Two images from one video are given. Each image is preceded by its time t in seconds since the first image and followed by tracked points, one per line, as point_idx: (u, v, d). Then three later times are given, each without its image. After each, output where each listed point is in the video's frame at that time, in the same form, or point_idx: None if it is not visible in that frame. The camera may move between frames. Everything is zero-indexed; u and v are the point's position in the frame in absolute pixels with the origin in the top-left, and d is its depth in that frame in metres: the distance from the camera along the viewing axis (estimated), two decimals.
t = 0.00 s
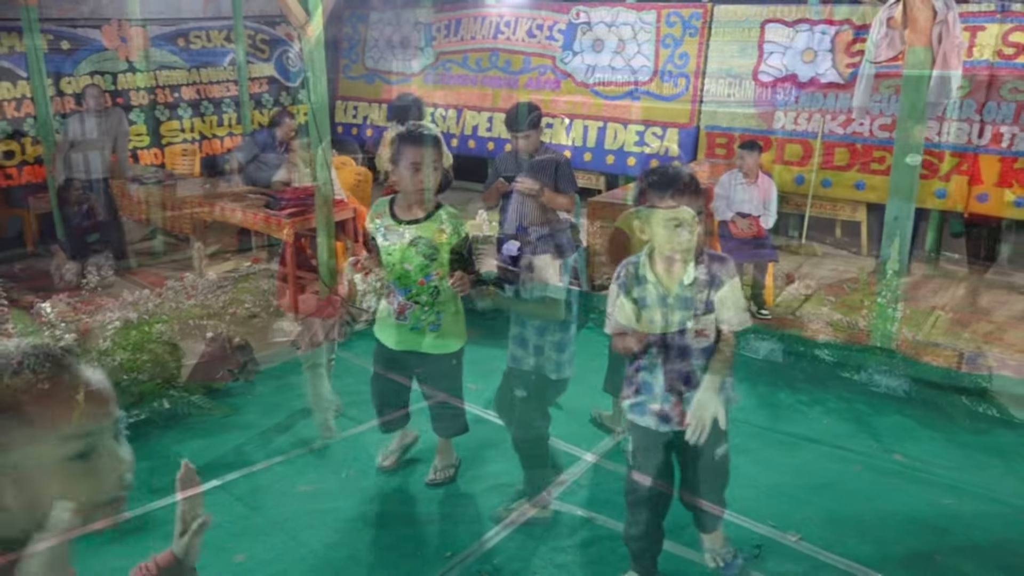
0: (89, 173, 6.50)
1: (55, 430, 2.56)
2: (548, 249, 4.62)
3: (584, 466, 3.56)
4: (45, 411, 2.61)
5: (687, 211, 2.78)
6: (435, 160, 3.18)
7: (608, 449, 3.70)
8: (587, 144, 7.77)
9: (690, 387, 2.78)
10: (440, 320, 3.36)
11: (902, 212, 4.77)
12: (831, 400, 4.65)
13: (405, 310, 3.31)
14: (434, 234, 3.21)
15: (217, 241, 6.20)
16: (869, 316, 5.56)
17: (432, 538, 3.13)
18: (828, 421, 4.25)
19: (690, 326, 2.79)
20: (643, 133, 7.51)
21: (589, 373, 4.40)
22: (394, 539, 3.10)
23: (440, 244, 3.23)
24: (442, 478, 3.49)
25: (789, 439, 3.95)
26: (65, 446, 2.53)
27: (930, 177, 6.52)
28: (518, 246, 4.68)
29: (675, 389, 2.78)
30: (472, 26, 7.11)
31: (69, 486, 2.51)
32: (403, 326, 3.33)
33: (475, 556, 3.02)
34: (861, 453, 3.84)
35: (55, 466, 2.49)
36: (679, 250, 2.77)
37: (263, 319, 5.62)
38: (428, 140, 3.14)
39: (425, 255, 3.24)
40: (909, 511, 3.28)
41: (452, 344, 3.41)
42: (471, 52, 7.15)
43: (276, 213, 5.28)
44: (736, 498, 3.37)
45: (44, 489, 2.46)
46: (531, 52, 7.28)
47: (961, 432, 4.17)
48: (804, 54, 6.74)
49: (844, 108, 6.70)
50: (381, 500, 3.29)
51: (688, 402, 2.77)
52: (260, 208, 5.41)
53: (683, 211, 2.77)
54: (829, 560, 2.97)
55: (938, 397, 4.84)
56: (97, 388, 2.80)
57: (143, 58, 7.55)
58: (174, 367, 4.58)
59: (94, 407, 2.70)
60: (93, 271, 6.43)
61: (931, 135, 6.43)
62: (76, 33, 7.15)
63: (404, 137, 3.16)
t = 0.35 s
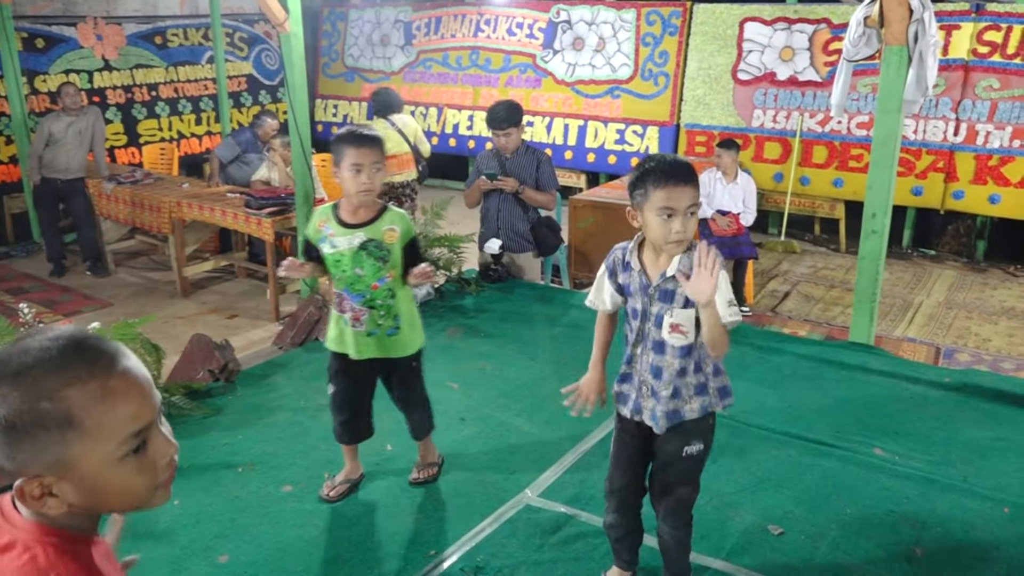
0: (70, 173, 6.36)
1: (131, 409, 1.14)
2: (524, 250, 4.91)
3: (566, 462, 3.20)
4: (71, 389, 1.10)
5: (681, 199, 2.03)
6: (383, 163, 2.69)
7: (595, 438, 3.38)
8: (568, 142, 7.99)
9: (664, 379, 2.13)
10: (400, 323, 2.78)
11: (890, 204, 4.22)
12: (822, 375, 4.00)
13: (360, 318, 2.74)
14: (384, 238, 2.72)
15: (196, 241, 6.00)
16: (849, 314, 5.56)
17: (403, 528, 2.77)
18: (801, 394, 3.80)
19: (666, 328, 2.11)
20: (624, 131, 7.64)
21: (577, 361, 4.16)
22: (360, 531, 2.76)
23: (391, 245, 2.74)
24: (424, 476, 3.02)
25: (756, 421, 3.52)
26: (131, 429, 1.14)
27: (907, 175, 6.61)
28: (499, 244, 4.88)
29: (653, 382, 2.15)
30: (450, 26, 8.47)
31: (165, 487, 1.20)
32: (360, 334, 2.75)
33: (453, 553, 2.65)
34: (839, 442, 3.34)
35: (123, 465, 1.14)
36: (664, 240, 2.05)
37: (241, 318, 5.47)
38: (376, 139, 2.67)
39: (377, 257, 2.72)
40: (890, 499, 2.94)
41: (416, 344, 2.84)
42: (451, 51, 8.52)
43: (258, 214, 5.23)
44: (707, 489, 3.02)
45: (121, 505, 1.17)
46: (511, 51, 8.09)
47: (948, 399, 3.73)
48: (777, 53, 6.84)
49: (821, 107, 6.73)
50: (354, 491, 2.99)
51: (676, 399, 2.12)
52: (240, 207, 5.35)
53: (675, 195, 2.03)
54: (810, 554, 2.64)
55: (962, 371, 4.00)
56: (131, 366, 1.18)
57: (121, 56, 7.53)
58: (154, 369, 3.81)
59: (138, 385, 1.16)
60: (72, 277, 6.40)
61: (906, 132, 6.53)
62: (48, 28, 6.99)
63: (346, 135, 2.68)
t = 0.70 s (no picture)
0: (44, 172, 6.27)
1: (109, 415, 1.13)
2: (504, 247, 4.92)
3: (547, 461, 3.20)
4: (44, 403, 1.08)
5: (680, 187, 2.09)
6: (346, 164, 2.67)
7: (573, 437, 3.37)
8: (548, 141, 8.00)
9: (670, 360, 2.17)
10: (376, 318, 2.79)
11: (866, 202, 4.25)
12: (801, 370, 4.03)
13: (337, 319, 2.73)
14: (351, 236, 2.74)
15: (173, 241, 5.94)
16: (826, 310, 5.61)
17: (386, 528, 2.77)
18: (780, 390, 3.83)
19: (668, 311, 2.16)
20: (604, 129, 7.66)
21: (558, 360, 4.15)
22: (342, 531, 2.75)
23: (359, 244, 2.76)
24: (403, 481, 2.97)
25: (736, 418, 3.55)
26: (110, 435, 1.12)
27: (883, 172, 6.68)
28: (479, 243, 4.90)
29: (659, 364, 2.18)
30: (429, 25, 8.47)
31: (154, 487, 1.18)
32: (339, 335, 2.74)
33: (435, 552, 2.64)
34: (819, 437, 3.38)
35: (107, 471, 1.13)
36: (663, 228, 2.10)
37: (220, 318, 5.43)
38: (338, 141, 2.65)
39: (346, 255, 2.73)
40: (868, 492, 2.98)
41: (390, 338, 2.85)
42: (430, 49, 8.51)
43: (236, 213, 5.19)
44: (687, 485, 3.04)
45: (111, 510, 1.15)
46: (490, 49, 8.10)
47: (924, 393, 3.78)
48: (756, 51, 6.88)
49: (799, 105, 6.79)
50: (337, 491, 2.98)
51: (681, 382, 2.16)
52: (219, 207, 5.31)
53: (675, 184, 2.08)
54: (790, 547, 2.67)
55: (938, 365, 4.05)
56: (107, 374, 1.16)
57: (95, 55, 7.44)
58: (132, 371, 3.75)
59: (112, 393, 1.14)
60: (48, 279, 6.34)
61: (880, 129, 6.61)
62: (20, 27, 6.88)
63: (307, 136, 2.64)
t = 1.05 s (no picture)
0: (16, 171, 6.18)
1: (198, 388, 1.08)
2: (484, 246, 4.92)
3: (528, 459, 3.20)
4: (137, 377, 1.04)
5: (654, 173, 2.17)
6: (364, 161, 2.68)
7: (557, 435, 3.38)
8: (526, 139, 8.01)
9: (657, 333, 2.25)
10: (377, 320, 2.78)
11: (843, 198, 4.29)
12: (779, 365, 4.07)
13: (338, 317, 2.74)
14: (362, 236, 2.74)
15: (149, 242, 5.88)
16: (804, 306, 5.65)
17: (368, 527, 2.76)
18: (758, 385, 3.86)
19: (650, 289, 2.25)
20: (582, 127, 7.67)
21: (538, 357, 4.16)
22: (323, 531, 2.74)
23: (369, 244, 2.76)
24: (381, 487, 2.93)
25: (716, 413, 3.57)
26: (200, 410, 1.08)
27: (858, 169, 6.75)
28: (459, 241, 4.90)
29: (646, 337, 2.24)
30: (407, 23, 8.44)
31: (240, 462, 1.13)
32: (338, 333, 2.74)
33: (417, 551, 2.64)
34: (797, 431, 3.41)
35: (196, 445, 1.08)
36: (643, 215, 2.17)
37: (198, 319, 5.38)
38: (358, 138, 2.65)
39: (355, 254, 2.74)
40: (846, 486, 3.00)
41: (391, 341, 2.85)
42: (408, 47, 8.49)
43: (213, 213, 5.16)
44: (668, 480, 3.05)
45: (198, 485, 1.10)
46: (468, 46, 8.09)
47: (899, 387, 3.82)
48: (732, 49, 6.93)
49: (775, 102, 6.83)
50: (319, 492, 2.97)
51: (668, 351, 2.25)
52: (196, 206, 5.26)
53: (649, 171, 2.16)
54: (769, 541, 2.69)
55: (913, 360, 4.10)
56: (194, 346, 1.12)
57: (68, 53, 7.35)
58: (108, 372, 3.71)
59: (203, 367, 1.10)
60: (21, 281, 6.25)
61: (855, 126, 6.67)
62: None
63: (329, 131, 2.64)
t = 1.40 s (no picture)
0: None
1: (168, 365, 1.07)
2: (460, 244, 4.91)
3: (507, 457, 3.20)
4: (104, 356, 1.02)
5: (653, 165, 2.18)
6: (357, 158, 2.75)
7: (534, 433, 3.38)
8: (502, 137, 8.01)
9: (650, 329, 2.29)
10: (356, 316, 2.77)
11: (816, 194, 4.32)
12: (754, 361, 4.10)
13: (319, 306, 2.78)
14: (347, 230, 2.75)
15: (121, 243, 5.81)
16: (778, 301, 5.70)
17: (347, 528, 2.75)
18: (734, 380, 3.89)
19: (649, 284, 2.25)
20: (558, 126, 7.69)
21: (515, 356, 4.16)
22: (301, 533, 2.72)
23: (354, 239, 2.76)
24: (359, 488, 2.92)
25: (693, 409, 3.59)
26: (168, 387, 1.07)
27: (831, 165, 6.82)
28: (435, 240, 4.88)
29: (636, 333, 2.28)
30: (380, 22, 8.40)
31: (210, 441, 1.13)
32: (319, 323, 2.79)
33: (395, 551, 2.63)
34: (773, 425, 3.44)
35: (165, 424, 1.07)
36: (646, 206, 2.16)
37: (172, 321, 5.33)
38: (353, 133, 2.72)
39: (340, 248, 2.76)
40: (821, 479, 3.04)
41: (374, 339, 2.83)
42: (382, 46, 8.45)
43: (186, 214, 5.10)
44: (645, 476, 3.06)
45: (167, 465, 1.09)
46: (442, 45, 8.07)
47: (872, 380, 3.87)
48: (706, 47, 6.97)
49: (749, 100, 6.88)
50: (296, 493, 2.95)
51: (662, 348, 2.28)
52: (168, 207, 5.21)
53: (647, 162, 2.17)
54: (745, 535, 2.71)
55: (886, 354, 4.14)
56: (159, 322, 1.11)
57: (36, 53, 7.24)
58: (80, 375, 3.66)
59: (169, 344, 1.08)
60: None
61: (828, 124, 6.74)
62: None
63: (327, 127, 2.74)
